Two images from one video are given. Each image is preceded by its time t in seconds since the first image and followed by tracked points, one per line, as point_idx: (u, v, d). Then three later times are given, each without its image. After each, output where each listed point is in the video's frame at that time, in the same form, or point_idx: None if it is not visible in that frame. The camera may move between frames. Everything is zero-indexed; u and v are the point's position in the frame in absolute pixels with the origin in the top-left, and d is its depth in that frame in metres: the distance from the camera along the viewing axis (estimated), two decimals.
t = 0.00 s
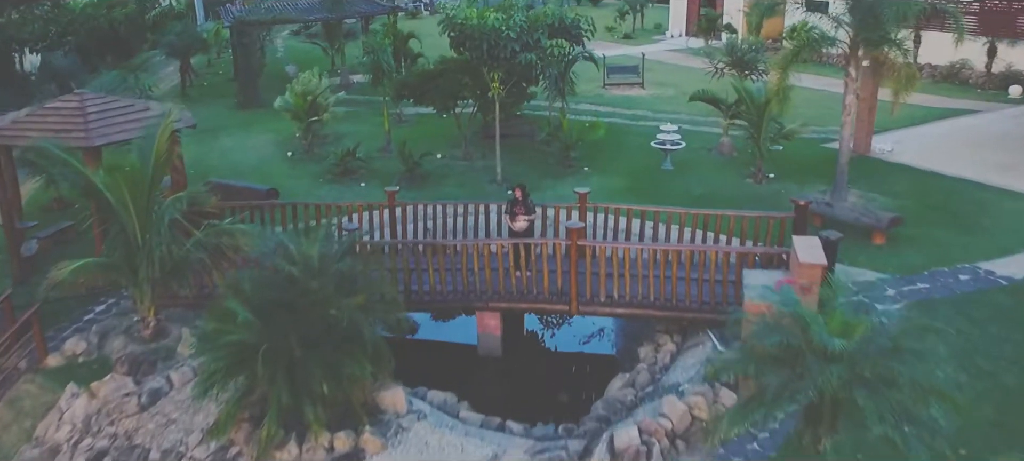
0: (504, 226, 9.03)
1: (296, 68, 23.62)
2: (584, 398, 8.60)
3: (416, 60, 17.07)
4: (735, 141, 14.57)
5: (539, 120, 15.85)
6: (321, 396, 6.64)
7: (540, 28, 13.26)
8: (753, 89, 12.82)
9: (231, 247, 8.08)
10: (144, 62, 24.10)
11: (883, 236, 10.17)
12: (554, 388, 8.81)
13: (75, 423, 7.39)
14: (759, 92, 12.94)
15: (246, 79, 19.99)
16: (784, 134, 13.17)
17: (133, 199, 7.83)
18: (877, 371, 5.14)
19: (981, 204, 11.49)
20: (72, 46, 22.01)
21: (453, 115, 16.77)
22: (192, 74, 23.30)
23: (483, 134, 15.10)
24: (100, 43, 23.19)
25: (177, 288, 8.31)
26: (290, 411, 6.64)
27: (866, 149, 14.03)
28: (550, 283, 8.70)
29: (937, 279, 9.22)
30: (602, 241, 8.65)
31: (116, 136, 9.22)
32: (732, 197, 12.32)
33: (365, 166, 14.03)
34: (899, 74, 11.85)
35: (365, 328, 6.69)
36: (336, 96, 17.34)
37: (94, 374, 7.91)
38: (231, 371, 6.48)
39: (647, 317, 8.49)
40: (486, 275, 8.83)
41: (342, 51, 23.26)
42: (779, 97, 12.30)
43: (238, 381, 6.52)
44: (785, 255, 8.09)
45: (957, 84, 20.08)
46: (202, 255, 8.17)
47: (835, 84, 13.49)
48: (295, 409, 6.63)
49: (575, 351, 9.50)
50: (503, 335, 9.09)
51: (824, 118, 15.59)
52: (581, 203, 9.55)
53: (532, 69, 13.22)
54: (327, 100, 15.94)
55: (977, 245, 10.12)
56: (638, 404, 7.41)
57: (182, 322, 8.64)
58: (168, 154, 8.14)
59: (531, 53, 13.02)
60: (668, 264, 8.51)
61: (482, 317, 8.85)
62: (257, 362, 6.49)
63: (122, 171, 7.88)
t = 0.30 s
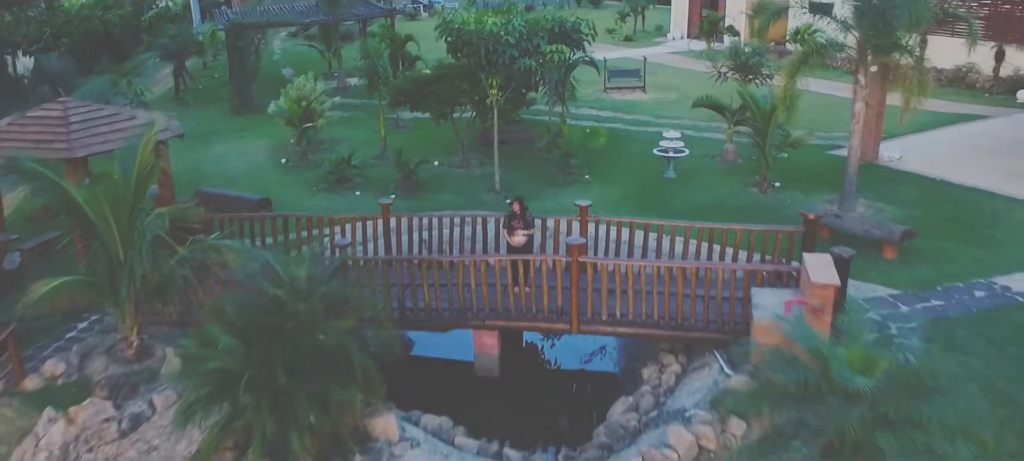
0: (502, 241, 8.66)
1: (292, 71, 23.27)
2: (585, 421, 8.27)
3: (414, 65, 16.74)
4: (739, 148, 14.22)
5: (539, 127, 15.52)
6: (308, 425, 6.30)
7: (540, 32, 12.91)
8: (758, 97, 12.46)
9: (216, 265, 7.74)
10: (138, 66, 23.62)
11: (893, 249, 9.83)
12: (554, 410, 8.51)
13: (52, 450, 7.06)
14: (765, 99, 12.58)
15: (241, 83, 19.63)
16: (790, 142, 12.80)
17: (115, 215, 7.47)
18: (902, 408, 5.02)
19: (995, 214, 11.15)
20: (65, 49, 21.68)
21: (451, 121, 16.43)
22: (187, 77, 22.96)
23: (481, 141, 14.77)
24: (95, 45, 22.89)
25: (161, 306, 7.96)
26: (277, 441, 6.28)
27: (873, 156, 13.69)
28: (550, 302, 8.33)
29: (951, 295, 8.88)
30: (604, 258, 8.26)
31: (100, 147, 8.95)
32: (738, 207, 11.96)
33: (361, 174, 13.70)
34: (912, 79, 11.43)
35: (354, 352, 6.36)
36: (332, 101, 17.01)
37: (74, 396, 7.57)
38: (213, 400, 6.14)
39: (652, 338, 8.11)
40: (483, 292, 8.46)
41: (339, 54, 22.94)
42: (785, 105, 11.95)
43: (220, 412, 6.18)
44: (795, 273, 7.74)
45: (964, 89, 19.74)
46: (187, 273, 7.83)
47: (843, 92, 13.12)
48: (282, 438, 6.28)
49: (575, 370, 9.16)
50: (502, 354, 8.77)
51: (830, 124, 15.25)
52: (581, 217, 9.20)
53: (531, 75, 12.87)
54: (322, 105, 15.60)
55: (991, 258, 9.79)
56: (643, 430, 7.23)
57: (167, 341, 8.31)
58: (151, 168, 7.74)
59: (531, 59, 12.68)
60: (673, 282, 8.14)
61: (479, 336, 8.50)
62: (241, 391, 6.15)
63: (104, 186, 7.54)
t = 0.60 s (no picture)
0: (501, 257, 8.32)
1: (289, 74, 22.93)
2: (586, 443, 7.94)
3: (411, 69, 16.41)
4: (744, 155, 13.89)
5: (539, 133, 15.19)
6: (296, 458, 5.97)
7: (539, 38, 12.60)
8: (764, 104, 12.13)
9: (201, 284, 7.42)
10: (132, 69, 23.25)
11: (905, 263, 9.51)
12: (555, 431, 8.19)
13: None
14: (771, 105, 12.23)
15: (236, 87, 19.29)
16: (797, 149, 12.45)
17: (93, 233, 7.15)
18: (927, 446, 5.31)
19: (1009, 225, 10.83)
20: (59, 51, 21.39)
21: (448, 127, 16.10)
22: (181, 80, 22.62)
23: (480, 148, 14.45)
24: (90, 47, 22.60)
25: (144, 325, 7.60)
26: None
27: (881, 163, 13.35)
28: (550, 321, 7.99)
29: (966, 312, 8.55)
30: (606, 275, 7.89)
31: (82, 158, 8.63)
32: (743, 216, 11.63)
33: (356, 182, 13.38)
34: (925, 86, 11.06)
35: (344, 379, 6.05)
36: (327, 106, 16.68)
37: (52, 421, 7.24)
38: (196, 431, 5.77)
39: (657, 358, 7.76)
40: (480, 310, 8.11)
41: (336, 57, 22.61)
42: (792, 112, 11.61)
43: (203, 443, 5.80)
44: (805, 291, 7.38)
45: (972, 93, 19.42)
46: (171, 292, 7.49)
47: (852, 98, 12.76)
48: None
49: (575, 388, 8.82)
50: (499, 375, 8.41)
51: (836, 130, 14.91)
52: (583, 230, 8.84)
53: (530, 81, 12.53)
54: (317, 111, 15.27)
55: (1006, 272, 9.47)
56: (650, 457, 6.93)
57: (151, 361, 7.98)
58: (133, 183, 7.41)
59: (531, 65, 12.35)
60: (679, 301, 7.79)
61: (476, 355, 8.17)
62: (224, 422, 5.79)
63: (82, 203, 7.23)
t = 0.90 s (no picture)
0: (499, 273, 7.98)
1: (285, 77, 22.61)
2: None
3: (408, 73, 16.08)
4: (748, 163, 13.57)
5: (538, 139, 14.88)
6: None
7: (539, 43, 12.30)
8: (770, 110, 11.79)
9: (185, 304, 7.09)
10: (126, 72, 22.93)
11: (918, 277, 9.20)
12: (556, 454, 7.90)
13: None
14: (778, 112, 11.89)
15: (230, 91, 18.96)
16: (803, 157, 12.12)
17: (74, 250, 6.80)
18: None
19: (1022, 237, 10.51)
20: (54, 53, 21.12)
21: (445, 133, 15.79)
22: (176, 83, 22.29)
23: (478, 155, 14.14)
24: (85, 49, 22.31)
25: (126, 347, 7.27)
26: None
27: (889, 171, 13.02)
28: (550, 341, 7.64)
29: (983, 330, 8.21)
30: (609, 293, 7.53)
31: (65, 168, 8.32)
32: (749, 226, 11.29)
33: (351, 190, 13.06)
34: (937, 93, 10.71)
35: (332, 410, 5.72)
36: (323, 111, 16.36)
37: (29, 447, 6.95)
38: None
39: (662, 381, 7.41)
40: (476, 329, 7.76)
41: (333, 60, 22.28)
42: (799, 119, 11.28)
43: None
44: (817, 312, 7.03)
45: (979, 97, 19.10)
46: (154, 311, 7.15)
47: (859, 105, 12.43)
48: None
49: (577, 408, 8.53)
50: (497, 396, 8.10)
51: (841, 137, 14.60)
52: (585, 244, 8.51)
53: (529, 87, 12.19)
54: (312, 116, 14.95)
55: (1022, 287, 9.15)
56: None
57: (135, 383, 7.67)
58: (113, 196, 7.09)
59: (529, 71, 12.03)
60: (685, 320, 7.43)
61: (473, 376, 7.85)
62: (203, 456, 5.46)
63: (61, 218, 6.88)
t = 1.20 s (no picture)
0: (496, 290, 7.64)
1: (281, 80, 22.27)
2: None
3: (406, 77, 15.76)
4: (753, 170, 13.25)
5: (538, 145, 14.56)
6: None
7: (539, 47, 11.96)
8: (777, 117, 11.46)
9: (168, 325, 6.77)
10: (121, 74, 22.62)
11: (931, 292, 8.88)
12: None
13: None
14: (784, 118, 11.55)
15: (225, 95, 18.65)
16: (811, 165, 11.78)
17: (50, 267, 6.48)
18: None
19: None
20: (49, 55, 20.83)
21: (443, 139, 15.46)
22: (171, 86, 21.97)
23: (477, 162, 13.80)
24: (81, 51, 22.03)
25: (106, 370, 6.96)
26: None
27: (898, 178, 12.69)
28: (549, 362, 7.30)
29: (1002, 350, 7.88)
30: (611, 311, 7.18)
31: (44, 179, 8.00)
32: (754, 237, 10.97)
33: (346, 198, 12.74)
34: (950, 101, 10.37)
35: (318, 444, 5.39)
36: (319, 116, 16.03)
37: None
38: None
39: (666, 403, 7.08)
40: (472, 349, 7.42)
41: (330, 63, 21.94)
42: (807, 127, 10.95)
43: None
44: (830, 333, 6.69)
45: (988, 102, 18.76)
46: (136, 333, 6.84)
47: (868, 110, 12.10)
48: None
49: (579, 430, 8.23)
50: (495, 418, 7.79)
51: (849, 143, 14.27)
52: (586, 258, 8.17)
53: (528, 93, 11.86)
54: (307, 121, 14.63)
55: None
56: None
57: (116, 405, 7.36)
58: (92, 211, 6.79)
59: (529, 76, 11.70)
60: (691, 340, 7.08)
61: (470, 399, 7.53)
62: None
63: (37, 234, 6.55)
